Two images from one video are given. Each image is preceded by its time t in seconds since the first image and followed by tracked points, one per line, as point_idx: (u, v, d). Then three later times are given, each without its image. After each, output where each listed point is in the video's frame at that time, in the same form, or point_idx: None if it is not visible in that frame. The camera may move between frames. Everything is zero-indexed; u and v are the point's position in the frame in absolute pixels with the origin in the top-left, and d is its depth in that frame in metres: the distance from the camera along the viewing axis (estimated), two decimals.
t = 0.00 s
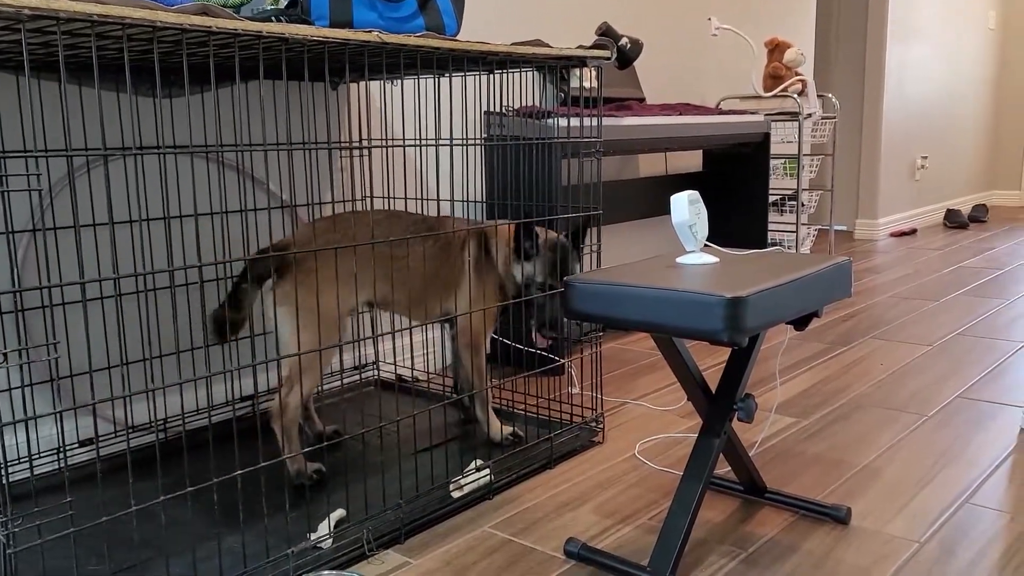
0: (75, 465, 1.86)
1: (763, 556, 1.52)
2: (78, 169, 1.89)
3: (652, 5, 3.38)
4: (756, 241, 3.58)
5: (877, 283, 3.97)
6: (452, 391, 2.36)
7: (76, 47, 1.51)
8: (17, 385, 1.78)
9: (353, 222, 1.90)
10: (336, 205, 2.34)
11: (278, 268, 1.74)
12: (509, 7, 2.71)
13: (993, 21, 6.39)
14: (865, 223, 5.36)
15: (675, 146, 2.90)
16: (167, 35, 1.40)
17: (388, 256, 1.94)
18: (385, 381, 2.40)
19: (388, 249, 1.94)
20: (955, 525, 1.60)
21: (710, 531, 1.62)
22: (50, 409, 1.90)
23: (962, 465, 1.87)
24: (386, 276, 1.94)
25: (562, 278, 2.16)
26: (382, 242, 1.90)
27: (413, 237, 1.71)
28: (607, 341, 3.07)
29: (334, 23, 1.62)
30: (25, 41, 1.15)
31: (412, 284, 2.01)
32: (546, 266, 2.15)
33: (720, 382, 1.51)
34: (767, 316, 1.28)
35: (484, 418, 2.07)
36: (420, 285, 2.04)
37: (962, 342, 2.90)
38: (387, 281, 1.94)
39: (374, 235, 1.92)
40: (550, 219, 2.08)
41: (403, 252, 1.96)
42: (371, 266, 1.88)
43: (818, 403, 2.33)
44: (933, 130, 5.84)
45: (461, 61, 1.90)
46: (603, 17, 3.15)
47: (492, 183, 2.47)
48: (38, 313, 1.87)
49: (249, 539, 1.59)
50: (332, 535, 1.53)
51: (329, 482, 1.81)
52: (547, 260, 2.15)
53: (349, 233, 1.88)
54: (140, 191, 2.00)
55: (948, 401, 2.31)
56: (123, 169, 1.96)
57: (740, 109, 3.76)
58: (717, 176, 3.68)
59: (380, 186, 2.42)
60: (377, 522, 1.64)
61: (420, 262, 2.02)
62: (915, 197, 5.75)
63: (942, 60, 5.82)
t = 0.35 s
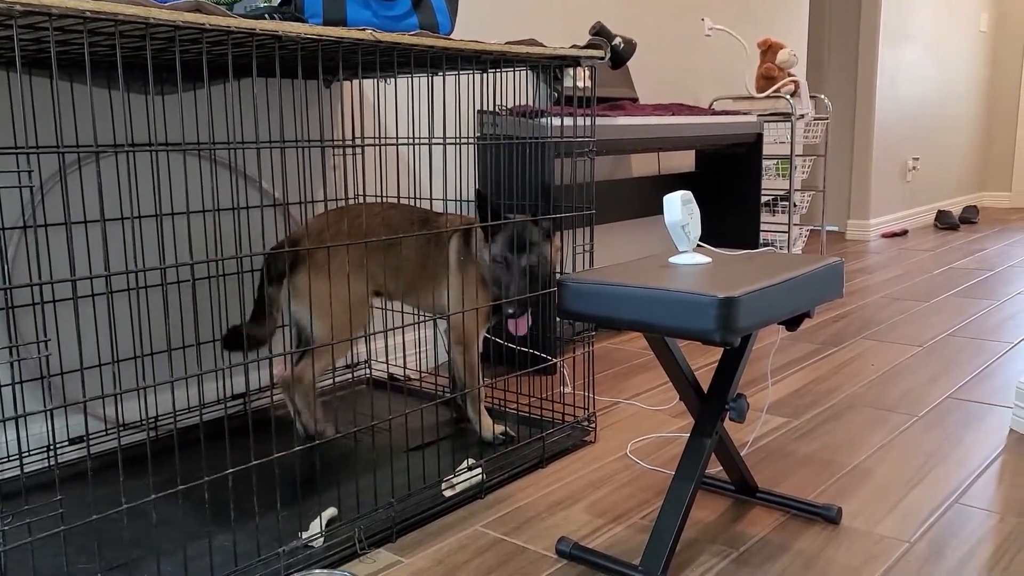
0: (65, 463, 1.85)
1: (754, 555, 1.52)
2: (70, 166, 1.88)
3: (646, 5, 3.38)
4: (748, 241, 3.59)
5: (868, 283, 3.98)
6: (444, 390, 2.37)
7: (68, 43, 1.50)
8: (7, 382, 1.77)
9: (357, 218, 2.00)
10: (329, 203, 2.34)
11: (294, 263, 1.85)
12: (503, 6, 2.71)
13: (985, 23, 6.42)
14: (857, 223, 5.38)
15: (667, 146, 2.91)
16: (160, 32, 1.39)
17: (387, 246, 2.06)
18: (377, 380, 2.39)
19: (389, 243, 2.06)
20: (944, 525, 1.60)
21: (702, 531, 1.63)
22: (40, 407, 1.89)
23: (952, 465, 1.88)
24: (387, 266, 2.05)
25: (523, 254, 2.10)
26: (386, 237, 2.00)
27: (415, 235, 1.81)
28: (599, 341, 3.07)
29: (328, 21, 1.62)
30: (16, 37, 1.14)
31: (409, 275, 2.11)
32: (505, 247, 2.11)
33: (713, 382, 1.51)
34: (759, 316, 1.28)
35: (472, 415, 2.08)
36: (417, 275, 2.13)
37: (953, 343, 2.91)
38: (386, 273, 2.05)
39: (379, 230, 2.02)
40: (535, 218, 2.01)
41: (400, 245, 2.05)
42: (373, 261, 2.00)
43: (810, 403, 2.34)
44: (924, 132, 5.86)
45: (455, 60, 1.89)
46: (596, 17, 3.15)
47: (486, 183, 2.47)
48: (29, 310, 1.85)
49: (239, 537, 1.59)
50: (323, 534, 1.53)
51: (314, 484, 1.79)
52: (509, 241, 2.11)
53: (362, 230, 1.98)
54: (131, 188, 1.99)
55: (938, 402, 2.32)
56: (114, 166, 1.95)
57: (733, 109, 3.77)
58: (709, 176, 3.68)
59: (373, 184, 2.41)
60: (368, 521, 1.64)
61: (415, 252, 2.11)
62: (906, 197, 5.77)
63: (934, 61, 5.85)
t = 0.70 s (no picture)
0: (62, 461, 1.85)
1: (751, 552, 1.52)
2: (67, 163, 1.88)
3: (644, 4, 3.38)
4: (746, 239, 3.59)
5: (865, 282, 3.99)
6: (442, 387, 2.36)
7: (65, 40, 1.50)
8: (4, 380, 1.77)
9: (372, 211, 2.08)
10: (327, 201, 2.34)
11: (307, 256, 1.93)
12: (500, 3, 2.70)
13: (982, 22, 6.43)
14: (854, 222, 5.38)
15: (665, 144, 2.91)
16: (157, 29, 1.39)
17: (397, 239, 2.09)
18: (375, 378, 2.39)
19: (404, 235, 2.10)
20: (941, 523, 1.61)
21: (699, 528, 1.63)
22: (37, 404, 1.89)
23: (948, 463, 1.89)
24: (399, 257, 2.10)
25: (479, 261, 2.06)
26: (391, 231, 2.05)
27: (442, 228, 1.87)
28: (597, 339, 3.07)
29: (326, 18, 1.63)
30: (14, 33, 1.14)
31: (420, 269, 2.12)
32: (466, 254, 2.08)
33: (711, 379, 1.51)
34: (756, 314, 1.28)
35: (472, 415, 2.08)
36: (423, 269, 2.12)
37: (950, 341, 2.92)
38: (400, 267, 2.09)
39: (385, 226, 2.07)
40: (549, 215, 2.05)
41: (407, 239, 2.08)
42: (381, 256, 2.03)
43: (807, 401, 2.35)
44: (922, 130, 5.87)
45: (452, 58, 1.89)
46: (594, 15, 3.15)
47: (483, 181, 2.47)
48: (25, 307, 1.85)
49: (236, 534, 1.59)
50: (321, 531, 1.53)
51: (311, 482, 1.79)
52: (470, 246, 2.07)
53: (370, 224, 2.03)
54: (129, 186, 1.99)
55: (935, 400, 2.32)
56: (112, 163, 1.95)
57: (731, 108, 3.77)
58: (707, 174, 3.68)
59: (371, 182, 2.41)
60: (366, 518, 1.64)
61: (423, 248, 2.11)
62: (903, 196, 5.78)
63: (932, 60, 5.85)
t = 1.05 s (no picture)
0: (60, 459, 1.85)
1: (750, 551, 1.52)
2: (65, 161, 1.87)
3: (643, 2, 3.38)
4: (745, 237, 3.59)
5: (864, 280, 3.99)
6: (441, 387, 2.35)
7: (64, 37, 1.49)
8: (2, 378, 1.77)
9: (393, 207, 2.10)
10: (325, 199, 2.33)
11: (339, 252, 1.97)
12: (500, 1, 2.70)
13: (982, 20, 6.43)
14: (853, 220, 5.38)
15: (664, 143, 2.90)
16: (157, 26, 1.38)
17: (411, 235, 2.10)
18: (374, 377, 2.39)
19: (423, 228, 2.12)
20: (941, 521, 1.61)
21: (698, 526, 1.63)
22: (35, 403, 1.89)
23: (947, 462, 1.89)
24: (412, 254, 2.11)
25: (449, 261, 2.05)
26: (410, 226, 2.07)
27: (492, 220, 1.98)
28: (595, 337, 3.07)
29: (325, 16, 1.61)
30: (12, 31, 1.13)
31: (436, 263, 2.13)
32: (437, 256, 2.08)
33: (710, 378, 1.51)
34: (755, 312, 1.28)
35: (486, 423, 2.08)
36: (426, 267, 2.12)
37: (949, 340, 2.92)
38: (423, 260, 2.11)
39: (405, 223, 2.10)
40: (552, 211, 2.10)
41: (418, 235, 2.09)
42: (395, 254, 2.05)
43: (806, 399, 2.34)
44: (921, 129, 5.87)
45: (452, 56, 1.89)
46: (593, 13, 3.14)
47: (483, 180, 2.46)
48: (24, 305, 1.85)
49: (235, 532, 1.58)
50: (319, 530, 1.53)
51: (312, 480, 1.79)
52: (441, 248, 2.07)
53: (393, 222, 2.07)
54: (127, 184, 1.99)
55: (934, 398, 2.32)
56: (111, 161, 1.95)
57: (730, 106, 3.77)
58: (707, 173, 3.68)
59: (370, 180, 2.41)
60: (364, 517, 1.64)
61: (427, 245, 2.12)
62: (903, 195, 5.78)
63: (931, 59, 5.85)
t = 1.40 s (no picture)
0: (50, 460, 1.84)
1: (744, 550, 1.52)
2: (55, 160, 1.86)
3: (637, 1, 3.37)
4: (740, 236, 3.59)
5: (858, 280, 3.99)
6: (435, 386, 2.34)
7: (53, 35, 1.48)
8: None
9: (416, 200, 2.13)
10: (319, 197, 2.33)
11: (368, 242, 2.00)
12: None
13: (976, 20, 6.44)
14: (848, 220, 5.39)
15: (659, 142, 2.90)
16: (147, 23, 1.37)
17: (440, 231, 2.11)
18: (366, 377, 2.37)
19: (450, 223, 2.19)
20: (934, 520, 1.61)
21: (692, 526, 1.62)
22: (25, 403, 1.88)
23: (941, 461, 1.89)
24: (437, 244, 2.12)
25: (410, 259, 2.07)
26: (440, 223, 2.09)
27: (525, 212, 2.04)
28: (590, 337, 3.06)
29: (318, 14, 1.60)
30: None
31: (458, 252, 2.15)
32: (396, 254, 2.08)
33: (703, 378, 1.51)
34: (749, 311, 1.28)
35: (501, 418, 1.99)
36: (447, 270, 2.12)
37: (943, 339, 2.92)
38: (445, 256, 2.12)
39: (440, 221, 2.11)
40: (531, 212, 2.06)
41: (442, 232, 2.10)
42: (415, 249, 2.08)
43: (800, 399, 2.34)
44: (915, 129, 5.88)
45: (445, 54, 1.88)
46: (587, 12, 3.14)
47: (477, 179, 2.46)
48: (14, 304, 1.84)
49: (228, 532, 1.58)
50: (311, 530, 1.52)
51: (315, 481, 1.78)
52: (402, 245, 2.08)
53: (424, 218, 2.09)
54: (118, 183, 1.98)
55: (928, 398, 2.32)
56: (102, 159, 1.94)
57: (725, 106, 3.77)
58: (701, 172, 3.68)
59: (364, 179, 2.41)
60: (356, 517, 1.63)
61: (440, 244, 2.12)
62: (897, 194, 5.79)
63: (925, 59, 5.86)
